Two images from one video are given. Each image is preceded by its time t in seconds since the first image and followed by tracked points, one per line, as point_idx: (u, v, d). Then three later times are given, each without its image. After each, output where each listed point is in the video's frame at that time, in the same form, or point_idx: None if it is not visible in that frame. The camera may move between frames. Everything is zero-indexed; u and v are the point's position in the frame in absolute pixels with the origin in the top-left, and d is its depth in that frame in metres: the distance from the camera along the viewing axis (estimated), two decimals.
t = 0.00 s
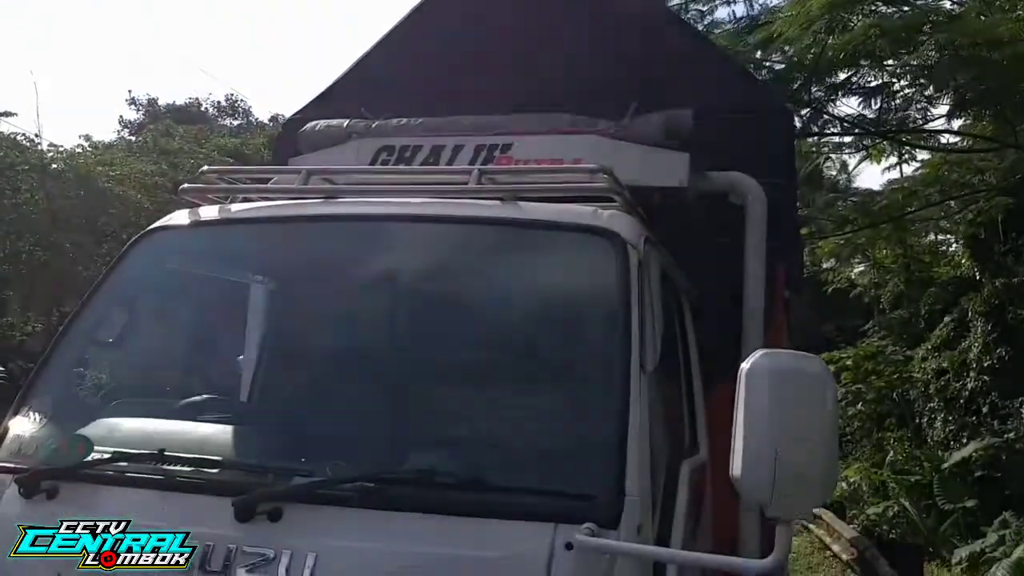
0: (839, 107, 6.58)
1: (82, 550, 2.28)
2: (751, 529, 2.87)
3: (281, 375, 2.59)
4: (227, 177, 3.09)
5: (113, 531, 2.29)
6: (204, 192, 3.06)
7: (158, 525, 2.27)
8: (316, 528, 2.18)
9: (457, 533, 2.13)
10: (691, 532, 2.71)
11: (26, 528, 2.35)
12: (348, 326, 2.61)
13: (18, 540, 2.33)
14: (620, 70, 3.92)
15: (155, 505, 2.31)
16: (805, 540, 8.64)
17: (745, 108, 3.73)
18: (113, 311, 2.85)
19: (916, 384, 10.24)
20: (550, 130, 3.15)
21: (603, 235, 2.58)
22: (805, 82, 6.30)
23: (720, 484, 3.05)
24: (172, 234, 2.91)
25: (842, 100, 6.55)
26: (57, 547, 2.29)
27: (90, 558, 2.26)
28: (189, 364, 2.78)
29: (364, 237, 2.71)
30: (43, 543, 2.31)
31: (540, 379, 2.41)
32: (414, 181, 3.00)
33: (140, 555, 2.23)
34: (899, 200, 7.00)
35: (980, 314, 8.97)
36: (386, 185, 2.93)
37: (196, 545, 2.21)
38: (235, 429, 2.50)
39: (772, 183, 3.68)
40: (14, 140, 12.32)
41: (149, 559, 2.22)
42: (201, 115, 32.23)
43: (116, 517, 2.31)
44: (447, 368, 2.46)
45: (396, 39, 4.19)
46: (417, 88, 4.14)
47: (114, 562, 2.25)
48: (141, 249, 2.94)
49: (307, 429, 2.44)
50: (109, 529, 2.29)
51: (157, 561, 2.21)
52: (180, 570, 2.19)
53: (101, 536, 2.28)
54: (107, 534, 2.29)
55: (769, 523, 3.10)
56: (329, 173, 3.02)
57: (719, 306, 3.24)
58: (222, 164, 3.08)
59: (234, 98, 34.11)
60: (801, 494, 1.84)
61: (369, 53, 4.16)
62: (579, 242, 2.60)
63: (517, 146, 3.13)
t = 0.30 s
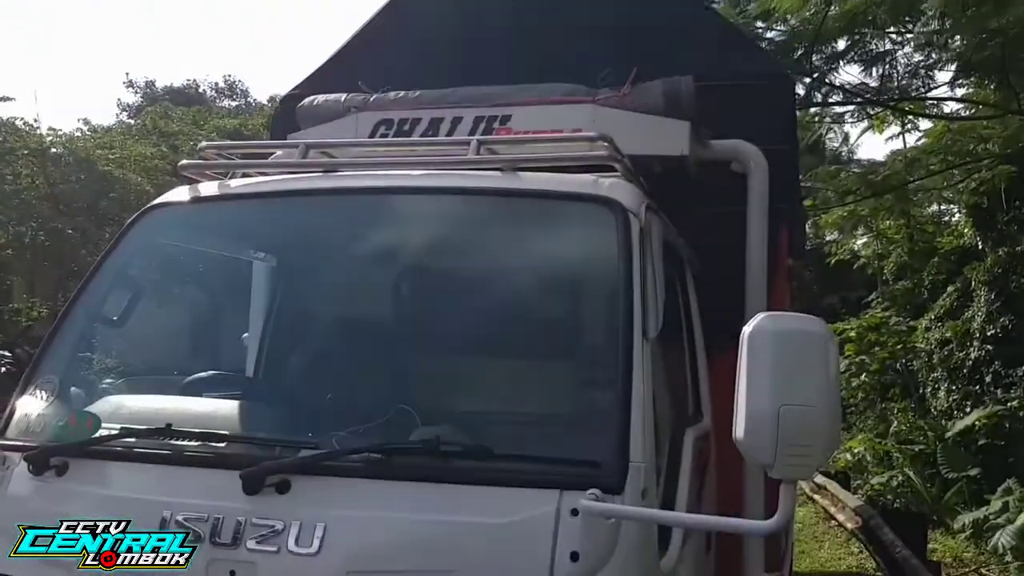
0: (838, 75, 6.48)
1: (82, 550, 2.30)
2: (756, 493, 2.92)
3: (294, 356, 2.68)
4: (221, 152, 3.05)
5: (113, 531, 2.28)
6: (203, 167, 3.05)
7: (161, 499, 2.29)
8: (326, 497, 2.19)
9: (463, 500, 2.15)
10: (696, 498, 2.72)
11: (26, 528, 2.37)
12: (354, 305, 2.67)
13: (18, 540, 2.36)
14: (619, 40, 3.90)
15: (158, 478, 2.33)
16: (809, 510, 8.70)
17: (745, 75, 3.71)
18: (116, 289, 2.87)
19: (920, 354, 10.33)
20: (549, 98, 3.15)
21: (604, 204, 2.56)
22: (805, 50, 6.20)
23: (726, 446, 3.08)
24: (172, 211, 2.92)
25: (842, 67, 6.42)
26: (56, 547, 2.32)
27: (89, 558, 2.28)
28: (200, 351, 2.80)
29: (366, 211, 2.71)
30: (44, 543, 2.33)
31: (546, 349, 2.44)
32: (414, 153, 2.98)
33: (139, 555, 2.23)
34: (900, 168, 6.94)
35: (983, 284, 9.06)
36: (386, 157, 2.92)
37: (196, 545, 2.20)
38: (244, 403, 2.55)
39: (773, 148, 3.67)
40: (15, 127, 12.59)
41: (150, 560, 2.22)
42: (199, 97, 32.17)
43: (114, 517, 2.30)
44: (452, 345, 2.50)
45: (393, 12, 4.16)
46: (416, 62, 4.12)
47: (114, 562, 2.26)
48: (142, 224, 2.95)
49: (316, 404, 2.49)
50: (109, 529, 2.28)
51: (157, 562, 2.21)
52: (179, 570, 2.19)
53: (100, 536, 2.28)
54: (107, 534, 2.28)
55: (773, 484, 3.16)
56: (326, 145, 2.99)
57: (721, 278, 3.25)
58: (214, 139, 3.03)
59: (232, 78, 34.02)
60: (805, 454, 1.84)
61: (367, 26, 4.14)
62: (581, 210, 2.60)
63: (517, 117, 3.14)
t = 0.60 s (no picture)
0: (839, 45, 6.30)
1: (82, 550, 2.31)
2: (757, 457, 2.88)
3: (296, 330, 2.69)
4: (218, 126, 3.07)
5: (113, 530, 2.28)
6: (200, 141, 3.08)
7: (166, 469, 2.30)
8: (330, 466, 2.20)
9: (466, 468, 2.16)
10: (698, 465, 2.74)
11: (26, 528, 2.38)
12: (352, 282, 2.69)
13: (18, 539, 2.37)
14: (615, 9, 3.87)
15: (162, 449, 2.34)
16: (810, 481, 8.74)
17: (744, 42, 3.69)
18: (117, 265, 2.91)
19: (921, 325, 10.36)
20: (546, 68, 3.14)
21: (603, 172, 2.57)
22: (807, 19, 6.04)
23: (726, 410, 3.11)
24: (169, 185, 2.96)
25: (843, 36, 6.26)
26: (57, 547, 2.33)
27: (89, 558, 2.30)
28: (200, 326, 2.79)
29: (365, 184, 2.73)
30: (44, 543, 2.34)
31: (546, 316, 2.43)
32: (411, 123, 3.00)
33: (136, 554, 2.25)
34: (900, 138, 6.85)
35: (984, 254, 9.02)
36: (383, 128, 2.94)
37: (196, 545, 2.21)
38: (246, 373, 2.57)
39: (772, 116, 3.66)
40: (14, 110, 12.82)
41: (150, 560, 2.23)
42: (196, 75, 32.04)
43: (113, 517, 2.29)
44: (452, 314, 2.50)
45: None
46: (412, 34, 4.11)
47: (114, 562, 2.27)
48: (142, 198, 2.98)
49: (318, 376, 2.48)
50: (108, 529, 2.28)
51: (158, 562, 2.22)
52: (181, 570, 2.21)
53: (100, 536, 2.28)
54: (107, 534, 2.28)
55: (773, 447, 3.18)
56: (324, 118, 3.03)
57: (722, 247, 3.25)
58: (214, 112, 3.07)
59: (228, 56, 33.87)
60: (805, 416, 1.85)
61: None
62: (579, 178, 2.61)
63: (514, 87, 3.13)
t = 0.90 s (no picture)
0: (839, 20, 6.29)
1: (82, 549, 2.32)
2: (757, 427, 2.89)
3: (297, 309, 2.70)
4: (216, 104, 3.09)
5: (113, 530, 2.29)
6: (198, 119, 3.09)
7: (166, 445, 2.31)
8: (329, 442, 2.21)
9: (467, 441, 2.17)
10: (697, 440, 2.74)
11: (26, 528, 2.38)
12: (352, 262, 2.70)
13: (18, 540, 2.38)
14: None
15: (160, 425, 2.35)
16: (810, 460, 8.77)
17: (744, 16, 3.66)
18: (117, 244, 2.91)
19: (921, 304, 10.38)
20: (544, 45, 3.14)
21: (601, 146, 2.57)
22: None
23: (725, 383, 3.10)
24: (168, 164, 2.97)
25: (843, 11, 6.23)
26: (57, 547, 2.34)
27: (89, 558, 2.32)
28: (201, 306, 2.81)
29: (364, 162, 2.73)
30: (44, 544, 2.35)
31: (546, 293, 2.45)
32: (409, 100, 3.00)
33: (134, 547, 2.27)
34: (901, 116, 6.78)
35: (984, 232, 8.99)
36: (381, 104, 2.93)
37: (195, 545, 2.22)
38: (246, 352, 2.58)
39: (771, 91, 3.64)
40: (11, 95, 13.43)
41: (150, 559, 2.25)
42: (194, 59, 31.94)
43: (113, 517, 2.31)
44: (452, 292, 2.51)
45: None
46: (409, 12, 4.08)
47: (114, 562, 2.29)
48: (142, 174, 2.99)
49: (319, 355, 2.50)
50: (108, 529, 2.30)
51: (158, 562, 2.25)
52: (181, 570, 2.23)
53: (100, 536, 2.30)
54: (107, 534, 2.30)
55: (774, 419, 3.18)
56: (320, 95, 3.03)
57: (724, 223, 3.27)
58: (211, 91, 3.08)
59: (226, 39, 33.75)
60: (804, 388, 1.86)
61: None
62: (577, 153, 2.61)
63: (512, 64, 3.12)
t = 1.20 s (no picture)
0: None
1: (82, 550, 2.34)
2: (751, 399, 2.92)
3: (295, 294, 2.74)
4: (212, 84, 3.10)
5: (113, 530, 2.32)
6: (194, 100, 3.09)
7: (167, 424, 2.32)
8: (327, 419, 2.23)
9: (465, 418, 2.18)
10: (693, 417, 2.77)
11: (26, 528, 2.40)
12: (350, 246, 2.73)
13: (18, 540, 2.40)
14: None
15: (162, 405, 2.36)
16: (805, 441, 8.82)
17: None
18: (115, 224, 2.92)
19: (916, 285, 10.41)
20: (539, 24, 3.14)
21: (596, 124, 2.57)
22: None
23: (720, 359, 3.12)
24: (166, 146, 2.98)
25: None
26: (57, 547, 2.36)
27: (89, 558, 2.33)
28: (199, 286, 2.82)
29: (360, 143, 2.74)
30: (44, 543, 2.37)
31: (543, 272, 2.47)
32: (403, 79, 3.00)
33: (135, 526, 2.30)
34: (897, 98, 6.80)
35: (980, 214, 8.94)
36: (375, 84, 2.93)
37: (196, 545, 2.24)
38: (244, 331, 2.60)
39: (766, 69, 3.64)
40: (8, 83, 13.81)
41: (151, 559, 2.28)
42: (189, 45, 31.86)
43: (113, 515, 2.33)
44: (449, 272, 2.53)
45: None
46: None
47: (115, 562, 2.31)
48: (143, 153, 3.00)
49: (316, 335, 2.52)
50: (109, 529, 2.32)
51: (158, 562, 2.27)
52: (180, 570, 2.25)
53: (100, 535, 2.33)
54: (107, 534, 2.32)
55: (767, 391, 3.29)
56: (314, 75, 3.03)
57: (721, 201, 3.28)
58: (207, 71, 3.09)
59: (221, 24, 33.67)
60: (799, 361, 1.87)
61: None
62: (575, 132, 2.62)
63: (507, 44, 3.13)
